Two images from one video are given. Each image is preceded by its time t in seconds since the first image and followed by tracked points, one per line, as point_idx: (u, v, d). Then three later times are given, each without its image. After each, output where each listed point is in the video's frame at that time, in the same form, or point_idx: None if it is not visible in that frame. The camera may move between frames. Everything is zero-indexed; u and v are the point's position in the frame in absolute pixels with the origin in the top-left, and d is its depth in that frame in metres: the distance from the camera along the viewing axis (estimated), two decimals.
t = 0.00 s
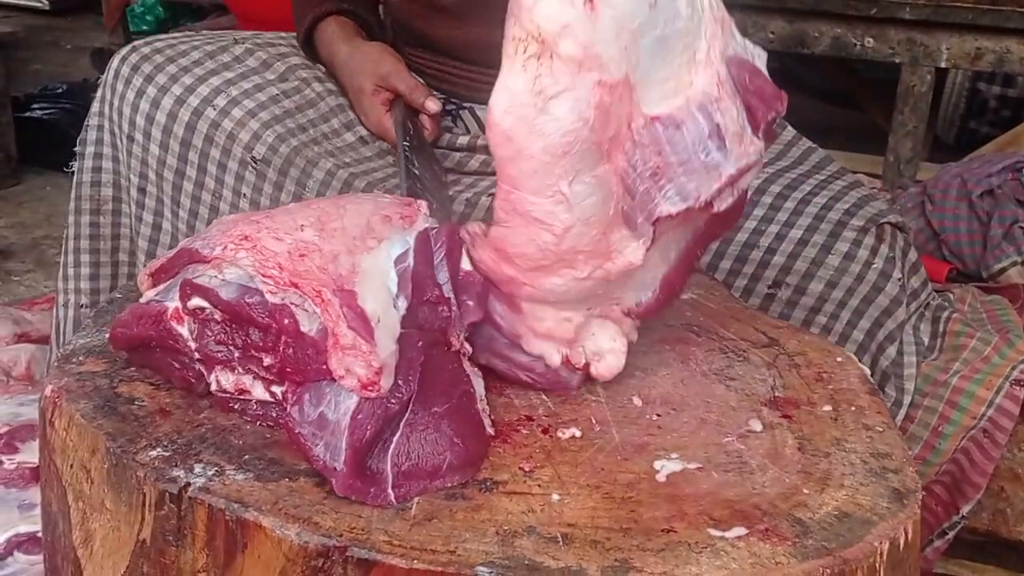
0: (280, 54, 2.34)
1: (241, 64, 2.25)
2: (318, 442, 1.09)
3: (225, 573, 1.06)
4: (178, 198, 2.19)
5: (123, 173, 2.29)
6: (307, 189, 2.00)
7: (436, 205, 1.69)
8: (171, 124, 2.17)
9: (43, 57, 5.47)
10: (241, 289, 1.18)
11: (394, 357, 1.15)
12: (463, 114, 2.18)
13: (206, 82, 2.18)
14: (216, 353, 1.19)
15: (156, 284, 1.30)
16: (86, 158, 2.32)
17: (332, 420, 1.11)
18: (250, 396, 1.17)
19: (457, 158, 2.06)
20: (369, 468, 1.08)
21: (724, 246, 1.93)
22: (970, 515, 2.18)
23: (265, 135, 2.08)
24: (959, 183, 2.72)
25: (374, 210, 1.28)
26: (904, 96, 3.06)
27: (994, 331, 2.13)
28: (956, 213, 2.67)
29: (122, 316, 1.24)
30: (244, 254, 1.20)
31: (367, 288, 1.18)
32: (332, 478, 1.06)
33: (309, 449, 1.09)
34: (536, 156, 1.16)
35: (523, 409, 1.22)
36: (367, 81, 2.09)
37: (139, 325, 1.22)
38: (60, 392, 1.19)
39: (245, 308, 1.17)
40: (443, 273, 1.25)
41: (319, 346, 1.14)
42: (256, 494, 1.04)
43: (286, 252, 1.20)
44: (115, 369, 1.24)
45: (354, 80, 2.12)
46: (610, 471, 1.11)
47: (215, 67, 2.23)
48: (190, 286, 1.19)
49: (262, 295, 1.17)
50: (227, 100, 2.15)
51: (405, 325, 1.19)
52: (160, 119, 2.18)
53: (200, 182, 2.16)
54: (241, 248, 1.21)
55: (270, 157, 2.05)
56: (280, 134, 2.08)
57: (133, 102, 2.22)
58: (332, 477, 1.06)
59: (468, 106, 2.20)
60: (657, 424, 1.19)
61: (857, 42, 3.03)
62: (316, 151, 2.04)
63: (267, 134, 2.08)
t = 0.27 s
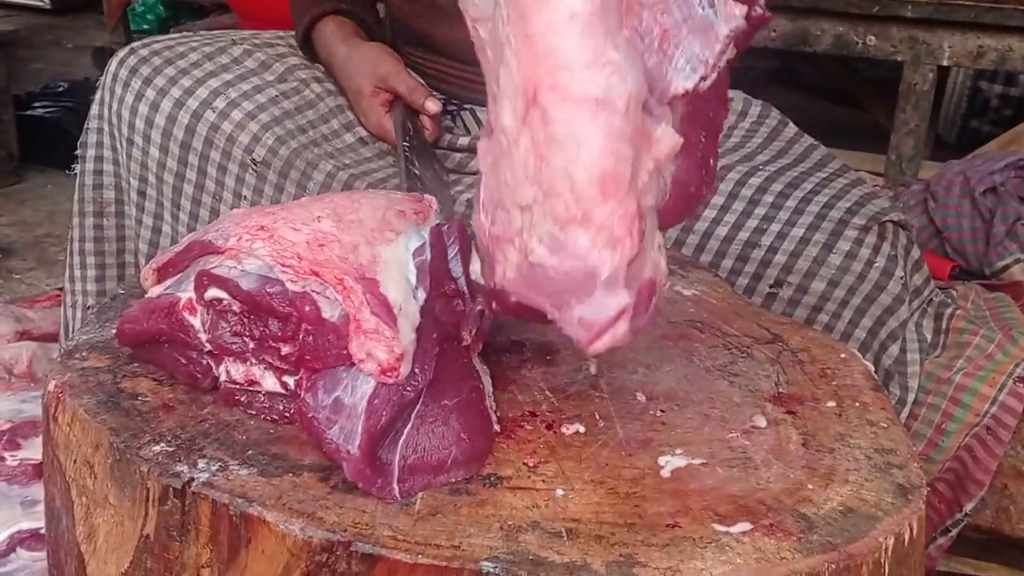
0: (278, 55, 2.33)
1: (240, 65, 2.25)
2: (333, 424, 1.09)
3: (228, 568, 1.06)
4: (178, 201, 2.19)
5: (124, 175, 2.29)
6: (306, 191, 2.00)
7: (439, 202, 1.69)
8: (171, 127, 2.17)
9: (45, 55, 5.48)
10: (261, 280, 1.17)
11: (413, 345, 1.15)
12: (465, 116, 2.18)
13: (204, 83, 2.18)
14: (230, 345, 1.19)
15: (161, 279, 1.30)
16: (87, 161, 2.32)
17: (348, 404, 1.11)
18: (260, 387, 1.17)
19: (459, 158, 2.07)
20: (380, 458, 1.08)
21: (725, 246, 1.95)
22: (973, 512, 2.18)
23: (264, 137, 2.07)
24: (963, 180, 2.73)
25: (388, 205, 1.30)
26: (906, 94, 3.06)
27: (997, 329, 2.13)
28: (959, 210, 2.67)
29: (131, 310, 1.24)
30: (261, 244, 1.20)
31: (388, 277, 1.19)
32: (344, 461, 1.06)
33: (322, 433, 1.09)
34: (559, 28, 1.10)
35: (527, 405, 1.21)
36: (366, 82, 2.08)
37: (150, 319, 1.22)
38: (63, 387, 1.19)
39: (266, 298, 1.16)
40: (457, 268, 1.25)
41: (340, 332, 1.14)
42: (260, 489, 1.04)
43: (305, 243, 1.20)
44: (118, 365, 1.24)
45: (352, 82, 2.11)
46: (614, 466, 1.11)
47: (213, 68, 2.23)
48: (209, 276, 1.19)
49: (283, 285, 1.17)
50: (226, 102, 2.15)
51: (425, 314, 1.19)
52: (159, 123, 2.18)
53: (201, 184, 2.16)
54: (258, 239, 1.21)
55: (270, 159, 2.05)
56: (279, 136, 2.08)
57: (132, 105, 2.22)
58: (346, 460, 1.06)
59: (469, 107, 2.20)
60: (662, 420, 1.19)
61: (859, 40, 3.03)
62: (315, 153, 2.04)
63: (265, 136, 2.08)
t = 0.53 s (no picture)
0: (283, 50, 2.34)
1: (246, 58, 2.26)
2: (341, 419, 1.09)
3: (233, 563, 1.06)
4: (182, 192, 2.19)
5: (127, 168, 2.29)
6: (311, 183, 2.00)
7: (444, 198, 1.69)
8: (177, 118, 2.17)
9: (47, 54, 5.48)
10: (269, 275, 1.17)
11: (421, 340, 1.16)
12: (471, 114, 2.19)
13: (211, 75, 2.19)
14: (237, 339, 1.19)
15: (167, 274, 1.30)
16: (91, 151, 2.32)
17: (355, 398, 1.11)
18: (266, 382, 1.17)
19: (463, 153, 2.07)
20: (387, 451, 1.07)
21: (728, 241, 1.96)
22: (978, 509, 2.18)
23: (269, 129, 2.08)
24: (967, 178, 2.72)
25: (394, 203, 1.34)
26: (910, 92, 3.05)
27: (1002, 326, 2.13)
28: (963, 208, 2.67)
29: (139, 306, 1.25)
30: (269, 239, 1.22)
31: (396, 274, 1.22)
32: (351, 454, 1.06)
33: (331, 427, 1.09)
34: None
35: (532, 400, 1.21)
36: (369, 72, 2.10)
37: (156, 314, 1.22)
38: (68, 383, 1.19)
39: (273, 293, 1.16)
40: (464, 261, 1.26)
41: (347, 327, 1.15)
42: (265, 484, 1.04)
43: (312, 238, 1.23)
44: (122, 360, 1.24)
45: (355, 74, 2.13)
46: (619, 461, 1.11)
47: (220, 61, 2.24)
48: (216, 271, 1.19)
49: (290, 280, 1.17)
50: (232, 94, 2.15)
51: (431, 309, 1.20)
52: (165, 113, 2.18)
53: (205, 176, 2.16)
54: (265, 233, 1.23)
55: (274, 151, 2.05)
56: (284, 128, 2.08)
57: (138, 96, 2.23)
58: (353, 453, 1.06)
59: (475, 103, 2.20)
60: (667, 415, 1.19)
61: (862, 39, 3.02)
62: (320, 146, 2.04)
63: (271, 128, 2.08)
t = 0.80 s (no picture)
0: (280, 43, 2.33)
1: (242, 51, 2.25)
2: (327, 420, 1.08)
3: (221, 564, 1.06)
4: (176, 184, 2.19)
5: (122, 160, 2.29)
6: (305, 179, 1.99)
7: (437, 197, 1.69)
8: (171, 110, 2.17)
9: (42, 54, 5.47)
10: (258, 273, 1.15)
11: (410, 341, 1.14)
12: (468, 113, 2.18)
13: (207, 68, 2.18)
14: (225, 339, 1.18)
15: (157, 273, 1.29)
16: (85, 142, 2.31)
17: (343, 398, 1.10)
18: (254, 381, 1.16)
19: (459, 150, 2.07)
20: (374, 453, 1.07)
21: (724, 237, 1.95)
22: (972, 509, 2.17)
23: (265, 123, 2.07)
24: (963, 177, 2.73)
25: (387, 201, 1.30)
26: (906, 91, 3.04)
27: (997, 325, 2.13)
28: (959, 207, 2.67)
29: (127, 304, 1.24)
30: (258, 237, 1.19)
31: (386, 273, 1.18)
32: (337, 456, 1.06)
33: (317, 429, 1.09)
34: None
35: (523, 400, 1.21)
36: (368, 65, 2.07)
37: (145, 313, 1.21)
38: (55, 383, 1.18)
39: (263, 291, 1.15)
40: (457, 264, 1.26)
41: (337, 326, 1.13)
42: (252, 484, 1.04)
43: (303, 236, 1.19)
44: (111, 360, 1.23)
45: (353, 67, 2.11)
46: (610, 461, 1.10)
47: (217, 53, 2.23)
48: (205, 270, 1.17)
49: (280, 278, 1.15)
50: (228, 87, 2.14)
51: (422, 309, 1.18)
52: (160, 105, 2.18)
53: (199, 169, 2.16)
54: (254, 231, 1.20)
55: (269, 146, 2.05)
56: (280, 122, 2.07)
57: (133, 87, 2.22)
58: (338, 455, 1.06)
59: (472, 103, 2.19)
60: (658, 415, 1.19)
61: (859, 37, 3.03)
62: (315, 142, 2.03)
63: (266, 123, 2.07)
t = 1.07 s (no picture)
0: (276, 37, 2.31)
1: (237, 46, 2.23)
2: (320, 416, 1.08)
3: (209, 565, 1.05)
4: (169, 179, 2.19)
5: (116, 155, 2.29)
6: (299, 175, 1.99)
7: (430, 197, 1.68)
8: (166, 105, 2.16)
9: (38, 54, 5.46)
10: (250, 272, 1.14)
11: (405, 338, 1.13)
12: (468, 110, 2.17)
13: (202, 63, 2.17)
14: (217, 339, 1.17)
15: (149, 272, 1.28)
16: (80, 137, 2.31)
17: (337, 395, 1.10)
18: (245, 381, 1.16)
19: (455, 150, 2.07)
20: (366, 452, 1.07)
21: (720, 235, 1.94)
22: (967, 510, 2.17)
23: (259, 118, 2.07)
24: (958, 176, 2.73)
25: (379, 200, 1.27)
26: (903, 91, 3.04)
27: (992, 326, 2.13)
28: (954, 207, 2.67)
29: (116, 305, 1.23)
30: (250, 236, 1.18)
31: (378, 270, 1.17)
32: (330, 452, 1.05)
33: (310, 424, 1.08)
34: None
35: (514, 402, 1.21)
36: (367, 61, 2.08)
37: (135, 313, 1.20)
38: (43, 383, 1.17)
39: (254, 290, 1.13)
40: (450, 264, 1.27)
41: (329, 323, 1.12)
42: (241, 485, 1.03)
43: (294, 234, 1.18)
44: (100, 360, 1.23)
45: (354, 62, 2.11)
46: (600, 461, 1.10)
47: (212, 48, 2.21)
48: (197, 269, 1.17)
49: (272, 277, 1.14)
50: (222, 81, 2.13)
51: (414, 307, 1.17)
52: (155, 100, 2.17)
53: (193, 164, 2.15)
54: (246, 230, 1.18)
55: (264, 142, 2.05)
56: (275, 118, 2.07)
57: (127, 81, 2.21)
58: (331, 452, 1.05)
59: (473, 100, 2.18)
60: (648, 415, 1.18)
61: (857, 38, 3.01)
62: (309, 138, 2.03)
63: (261, 118, 2.07)
